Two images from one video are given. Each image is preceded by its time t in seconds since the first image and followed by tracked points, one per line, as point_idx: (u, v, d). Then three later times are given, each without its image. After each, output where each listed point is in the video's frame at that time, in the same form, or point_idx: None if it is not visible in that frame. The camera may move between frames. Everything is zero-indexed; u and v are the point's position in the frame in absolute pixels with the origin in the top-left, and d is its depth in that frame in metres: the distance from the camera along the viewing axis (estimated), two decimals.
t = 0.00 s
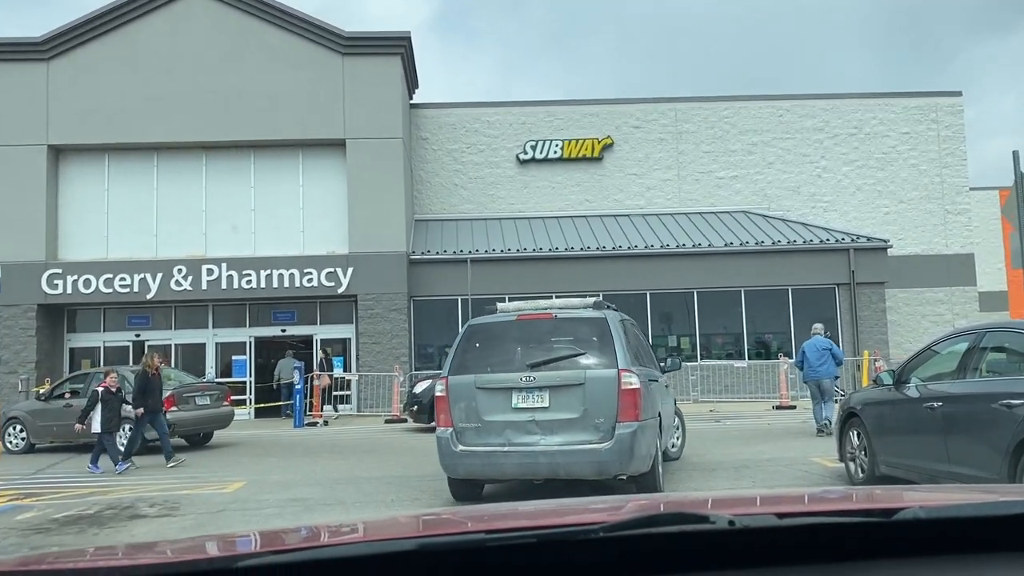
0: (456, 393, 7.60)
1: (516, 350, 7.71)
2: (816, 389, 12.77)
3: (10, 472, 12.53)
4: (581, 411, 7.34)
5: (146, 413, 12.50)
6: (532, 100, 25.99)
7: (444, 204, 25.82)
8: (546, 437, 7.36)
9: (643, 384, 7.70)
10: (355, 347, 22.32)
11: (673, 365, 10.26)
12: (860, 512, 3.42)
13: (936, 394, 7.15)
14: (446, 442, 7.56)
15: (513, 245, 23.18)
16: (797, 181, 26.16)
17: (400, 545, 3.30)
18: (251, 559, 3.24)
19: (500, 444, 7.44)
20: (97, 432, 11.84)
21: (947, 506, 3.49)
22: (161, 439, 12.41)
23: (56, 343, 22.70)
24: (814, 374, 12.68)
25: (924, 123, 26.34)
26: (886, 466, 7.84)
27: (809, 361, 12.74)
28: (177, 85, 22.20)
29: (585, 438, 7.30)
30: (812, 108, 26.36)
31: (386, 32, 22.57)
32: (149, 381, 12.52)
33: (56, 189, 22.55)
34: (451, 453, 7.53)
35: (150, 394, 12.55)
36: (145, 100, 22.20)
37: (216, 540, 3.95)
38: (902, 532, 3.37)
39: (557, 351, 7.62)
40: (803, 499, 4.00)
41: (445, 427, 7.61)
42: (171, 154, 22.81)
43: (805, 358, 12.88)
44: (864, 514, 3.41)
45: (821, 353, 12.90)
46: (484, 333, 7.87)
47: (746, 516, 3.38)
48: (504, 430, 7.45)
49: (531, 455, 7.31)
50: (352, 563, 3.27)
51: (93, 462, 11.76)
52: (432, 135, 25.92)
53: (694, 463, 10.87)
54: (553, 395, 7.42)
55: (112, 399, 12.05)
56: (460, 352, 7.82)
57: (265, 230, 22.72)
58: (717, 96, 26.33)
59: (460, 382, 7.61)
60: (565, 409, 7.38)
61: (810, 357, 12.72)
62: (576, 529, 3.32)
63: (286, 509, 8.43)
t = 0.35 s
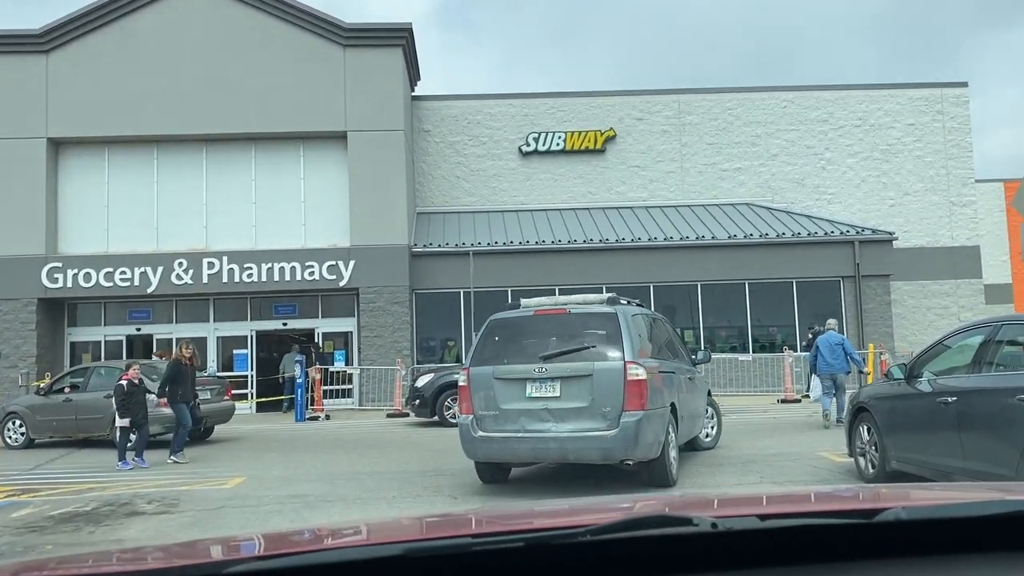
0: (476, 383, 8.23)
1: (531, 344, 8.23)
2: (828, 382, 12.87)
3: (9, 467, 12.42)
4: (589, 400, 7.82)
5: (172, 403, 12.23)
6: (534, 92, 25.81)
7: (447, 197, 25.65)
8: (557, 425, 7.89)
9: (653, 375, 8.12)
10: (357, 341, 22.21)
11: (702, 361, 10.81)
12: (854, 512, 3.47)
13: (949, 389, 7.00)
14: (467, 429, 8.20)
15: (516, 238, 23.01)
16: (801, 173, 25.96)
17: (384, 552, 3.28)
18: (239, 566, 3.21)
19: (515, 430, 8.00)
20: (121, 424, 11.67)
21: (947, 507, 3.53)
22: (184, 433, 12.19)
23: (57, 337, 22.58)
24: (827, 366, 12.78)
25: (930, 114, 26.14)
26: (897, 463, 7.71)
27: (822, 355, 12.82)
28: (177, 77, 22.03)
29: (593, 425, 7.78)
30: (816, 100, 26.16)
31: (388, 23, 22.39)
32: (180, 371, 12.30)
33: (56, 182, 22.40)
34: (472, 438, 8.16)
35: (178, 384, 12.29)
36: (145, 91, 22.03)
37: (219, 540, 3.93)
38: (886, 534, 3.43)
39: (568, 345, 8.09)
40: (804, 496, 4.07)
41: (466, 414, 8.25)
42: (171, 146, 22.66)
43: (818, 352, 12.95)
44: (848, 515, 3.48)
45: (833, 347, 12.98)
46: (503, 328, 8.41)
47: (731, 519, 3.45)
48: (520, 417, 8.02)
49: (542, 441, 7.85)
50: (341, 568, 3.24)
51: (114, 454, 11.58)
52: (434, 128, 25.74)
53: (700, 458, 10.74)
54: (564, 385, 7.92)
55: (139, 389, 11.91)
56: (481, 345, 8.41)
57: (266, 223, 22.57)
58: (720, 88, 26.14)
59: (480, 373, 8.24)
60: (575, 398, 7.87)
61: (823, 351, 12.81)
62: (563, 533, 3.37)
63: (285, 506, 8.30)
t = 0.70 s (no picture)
0: (505, 375, 9.06)
1: (554, 337, 8.99)
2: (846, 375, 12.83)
3: (14, 463, 12.33)
4: (606, 391, 8.53)
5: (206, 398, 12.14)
6: (541, 84, 25.61)
7: (452, 191, 25.48)
8: (577, 414, 8.63)
9: (671, 367, 8.74)
10: (363, 335, 22.10)
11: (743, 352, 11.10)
12: (874, 504, 3.55)
13: (969, 384, 6.82)
14: (496, 417, 9.04)
15: (522, 231, 22.85)
16: (811, 166, 25.73)
17: (406, 540, 3.32)
18: (261, 553, 3.22)
19: (539, 419, 8.79)
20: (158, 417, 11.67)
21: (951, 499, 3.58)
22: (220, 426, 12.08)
23: (62, 332, 22.53)
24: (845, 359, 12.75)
25: (941, 106, 25.87)
26: (914, 459, 7.53)
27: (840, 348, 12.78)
28: (181, 70, 21.90)
29: (610, 414, 8.49)
30: (826, 92, 25.91)
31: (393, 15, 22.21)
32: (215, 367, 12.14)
33: (61, 176, 22.30)
34: (501, 426, 8.99)
35: (214, 379, 12.20)
36: (150, 85, 21.92)
37: (227, 531, 3.92)
38: (910, 524, 3.47)
39: (588, 339, 8.80)
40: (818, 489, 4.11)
41: (496, 403, 9.09)
42: (176, 140, 22.56)
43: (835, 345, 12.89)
44: (870, 506, 3.54)
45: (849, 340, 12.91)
46: (530, 323, 9.19)
47: (753, 510, 3.52)
48: (543, 407, 8.80)
49: (562, 428, 8.62)
50: (363, 556, 3.26)
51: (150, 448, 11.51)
52: (440, 121, 25.57)
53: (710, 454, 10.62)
54: (583, 377, 8.66)
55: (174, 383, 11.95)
56: (510, 340, 9.23)
57: (272, 217, 22.45)
58: (729, 80, 25.92)
59: (508, 365, 9.06)
60: (594, 389, 8.60)
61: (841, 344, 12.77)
62: (585, 522, 3.46)
63: (291, 502, 8.18)
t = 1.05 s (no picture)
0: (543, 366, 9.61)
1: (587, 331, 9.45)
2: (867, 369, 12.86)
3: (23, 458, 12.29)
4: (633, 382, 8.94)
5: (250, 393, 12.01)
6: (552, 77, 25.46)
7: (462, 184, 25.35)
8: (606, 403, 9.07)
9: (698, 359, 9.07)
10: (374, 330, 22.05)
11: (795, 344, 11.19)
12: (882, 496, 3.46)
13: (992, 379, 6.68)
14: (535, 405, 9.60)
15: (533, 225, 22.71)
16: (824, 158, 25.49)
17: (416, 533, 3.27)
18: (275, 545, 3.18)
19: (573, 407, 9.28)
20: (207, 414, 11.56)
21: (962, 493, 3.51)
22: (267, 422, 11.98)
23: (73, 327, 22.53)
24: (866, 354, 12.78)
25: (957, 97, 25.57)
26: (933, 455, 7.39)
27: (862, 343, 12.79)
28: (191, 64, 21.84)
29: (636, 404, 8.89)
30: (839, 83, 25.65)
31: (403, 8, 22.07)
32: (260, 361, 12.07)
33: (71, 169, 22.29)
34: (539, 414, 9.54)
35: (258, 373, 12.07)
36: (159, 78, 21.86)
37: (236, 524, 3.88)
38: (917, 519, 3.38)
39: (617, 332, 9.22)
40: (829, 483, 4.03)
41: (536, 393, 9.66)
42: (185, 134, 22.50)
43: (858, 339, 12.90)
44: (876, 500, 3.45)
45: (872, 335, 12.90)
46: (568, 317, 9.69)
47: (760, 502, 3.42)
48: (576, 396, 9.29)
49: (592, 416, 9.08)
50: (375, 548, 3.21)
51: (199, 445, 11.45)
52: (450, 114, 25.43)
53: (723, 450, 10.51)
54: (612, 368, 9.09)
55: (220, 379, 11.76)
56: (549, 333, 9.76)
57: (282, 211, 22.39)
58: (741, 72, 25.69)
59: (546, 357, 9.61)
60: (622, 380, 9.02)
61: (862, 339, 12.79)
62: (594, 514, 3.34)
63: (300, 498, 8.08)
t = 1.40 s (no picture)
0: (583, 361, 10.04)
1: (625, 327, 9.83)
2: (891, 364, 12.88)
3: (32, 453, 12.23)
4: (666, 376, 9.30)
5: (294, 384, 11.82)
6: (563, 71, 25.28)
7: (473, 179, 25.19)
8: (641, 396, 9.45)
9: (732, 354, 9.36)
10: (384, 325, 21.96)
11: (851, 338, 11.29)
12: (891, 493, 3.36)
13: (1017, 376, 6.52)
14: (576, 398, 10.05)
15: (544, 220, 22.54)
16: (838, 152, 25.21)
17: (424, 529, 3.17)
18: (281, 540, 3.08)
19: (610, 400, 9.70)
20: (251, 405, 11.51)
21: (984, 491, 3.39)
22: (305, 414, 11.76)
23: (84, 323, 22.53)
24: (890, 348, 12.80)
25: (973, 90, 25.27)
26: (955, 454, 7.20)
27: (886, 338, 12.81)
28: (201, 59, 21.77)
29: (669, 397, 9.25)
30: (854, 76, 25.36)
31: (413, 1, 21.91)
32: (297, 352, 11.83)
33: (81, 165, 22.26)
34: (580, 406, 9.98)
35: (302, 364, 11.86)
36: (169, 73, 21.80)
37: (242, 520, 3.78)
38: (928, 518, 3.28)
39: (652, 328, 9.58)
40: (840, 479, 3.93)
41: (578, 386, 10.10)
42: (195, 129, 22.43)
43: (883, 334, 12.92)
44: (885, 496, 3.35)
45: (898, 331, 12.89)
46: (608, 313, 10.10)
47: (770, 499, 3.31)
48: (613, 389, 9.69)
49: (627, 409, 9.48)
50: (385, 542, 3.11)
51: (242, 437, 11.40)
52: (459, 109, 25.28)
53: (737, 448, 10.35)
54: (647, 362, 9.46)
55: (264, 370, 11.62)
56: (592, 329, 10.20)
57: (291, 206, 22.30)
58: (755, 65, 25.44)
59: (587, 352, 10.04)
60: (656, 374, 9.38)
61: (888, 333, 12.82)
62: (604, 510, 3.21)
63: (308, 496, 7.97)
